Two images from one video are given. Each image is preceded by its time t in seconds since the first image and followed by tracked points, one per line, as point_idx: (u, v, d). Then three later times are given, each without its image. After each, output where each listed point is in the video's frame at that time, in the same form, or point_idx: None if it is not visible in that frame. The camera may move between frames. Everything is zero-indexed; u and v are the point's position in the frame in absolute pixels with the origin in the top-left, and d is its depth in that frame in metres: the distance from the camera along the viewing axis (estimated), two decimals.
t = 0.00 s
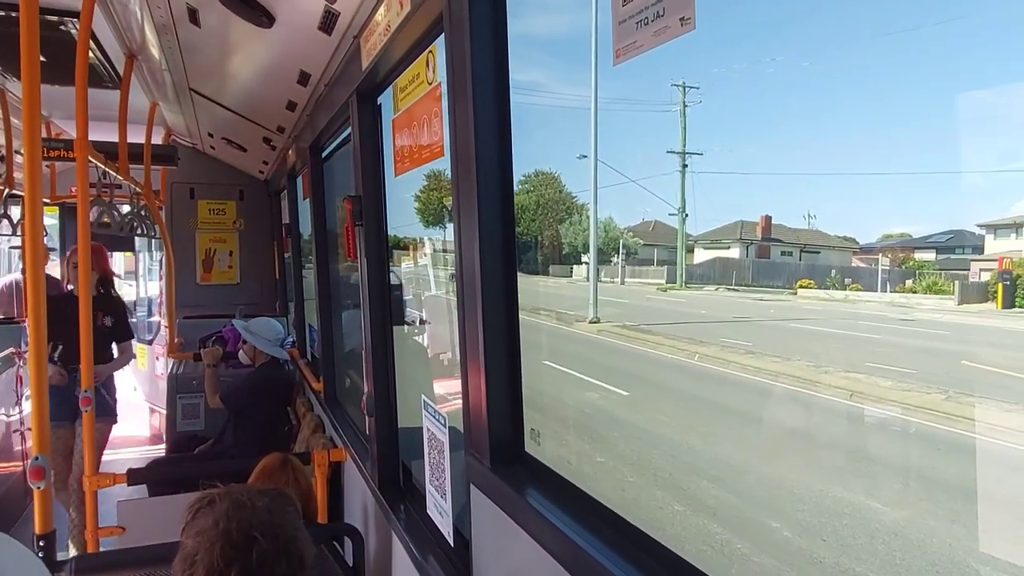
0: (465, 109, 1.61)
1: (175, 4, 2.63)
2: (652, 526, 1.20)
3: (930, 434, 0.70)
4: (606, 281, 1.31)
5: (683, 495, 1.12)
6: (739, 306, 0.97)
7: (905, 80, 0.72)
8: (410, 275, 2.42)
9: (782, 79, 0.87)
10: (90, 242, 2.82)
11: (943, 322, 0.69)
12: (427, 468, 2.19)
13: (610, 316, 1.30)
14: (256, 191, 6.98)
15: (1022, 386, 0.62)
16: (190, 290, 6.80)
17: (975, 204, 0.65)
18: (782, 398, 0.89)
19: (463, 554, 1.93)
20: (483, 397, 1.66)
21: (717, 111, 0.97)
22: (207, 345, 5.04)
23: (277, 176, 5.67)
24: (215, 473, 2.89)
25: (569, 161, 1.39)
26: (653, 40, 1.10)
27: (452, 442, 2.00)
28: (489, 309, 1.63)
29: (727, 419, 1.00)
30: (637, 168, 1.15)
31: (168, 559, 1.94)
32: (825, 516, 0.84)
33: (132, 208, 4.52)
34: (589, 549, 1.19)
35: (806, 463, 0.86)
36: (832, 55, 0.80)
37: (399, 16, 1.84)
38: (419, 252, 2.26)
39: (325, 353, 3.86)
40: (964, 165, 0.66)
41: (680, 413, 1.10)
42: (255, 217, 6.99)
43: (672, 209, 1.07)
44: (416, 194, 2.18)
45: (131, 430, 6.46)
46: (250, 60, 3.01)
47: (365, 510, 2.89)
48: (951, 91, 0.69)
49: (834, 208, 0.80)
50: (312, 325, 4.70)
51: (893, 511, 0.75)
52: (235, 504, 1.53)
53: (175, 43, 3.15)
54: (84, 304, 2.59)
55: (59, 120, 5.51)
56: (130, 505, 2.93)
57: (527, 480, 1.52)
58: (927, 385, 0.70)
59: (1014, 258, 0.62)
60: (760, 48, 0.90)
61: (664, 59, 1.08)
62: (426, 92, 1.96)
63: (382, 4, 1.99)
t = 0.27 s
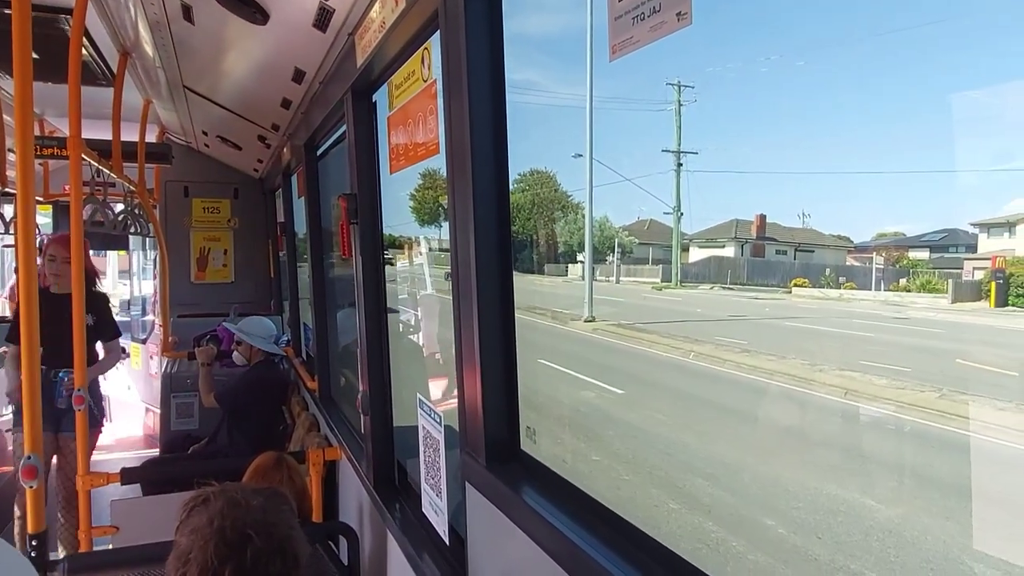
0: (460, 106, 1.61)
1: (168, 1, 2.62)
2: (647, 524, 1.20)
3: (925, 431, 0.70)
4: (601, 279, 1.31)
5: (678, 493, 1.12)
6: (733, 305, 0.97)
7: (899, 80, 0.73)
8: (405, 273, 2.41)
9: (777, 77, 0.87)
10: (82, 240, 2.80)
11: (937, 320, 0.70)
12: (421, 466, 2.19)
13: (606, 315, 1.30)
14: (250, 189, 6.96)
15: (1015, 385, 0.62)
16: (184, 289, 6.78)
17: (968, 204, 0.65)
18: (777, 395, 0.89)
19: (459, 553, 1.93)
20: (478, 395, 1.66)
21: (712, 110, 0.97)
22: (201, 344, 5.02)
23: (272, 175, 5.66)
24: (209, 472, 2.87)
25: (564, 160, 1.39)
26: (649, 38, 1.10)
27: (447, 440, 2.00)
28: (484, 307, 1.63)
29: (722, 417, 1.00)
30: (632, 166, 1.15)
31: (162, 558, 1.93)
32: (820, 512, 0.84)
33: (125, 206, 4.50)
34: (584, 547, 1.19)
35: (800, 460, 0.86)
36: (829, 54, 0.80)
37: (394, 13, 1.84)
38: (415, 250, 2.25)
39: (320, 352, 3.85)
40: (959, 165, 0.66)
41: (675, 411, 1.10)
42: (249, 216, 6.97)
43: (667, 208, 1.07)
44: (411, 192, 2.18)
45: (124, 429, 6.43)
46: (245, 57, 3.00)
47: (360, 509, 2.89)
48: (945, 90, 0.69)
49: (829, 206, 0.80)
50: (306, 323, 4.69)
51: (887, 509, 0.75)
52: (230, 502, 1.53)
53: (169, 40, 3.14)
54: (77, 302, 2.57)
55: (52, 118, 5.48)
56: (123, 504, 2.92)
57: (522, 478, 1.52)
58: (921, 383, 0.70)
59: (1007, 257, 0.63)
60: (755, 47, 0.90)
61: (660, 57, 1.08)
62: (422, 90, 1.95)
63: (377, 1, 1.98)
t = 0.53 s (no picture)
0: (454, 105, 1.61)
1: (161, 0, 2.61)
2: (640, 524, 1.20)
3: (916, 430, 0.71)
4: (595, 279, 1.31)
5: (672, 492, 1.12)
6: (727, 305, 0.97)
7: (892, 80, 0.73)
8: (398, 273, 2.41)
9: (770, 77, 0.87)
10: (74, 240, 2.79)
11: (929, 319, 0.70)
12: (415, 466, 2.19)
13: (601, 315, 1.30)
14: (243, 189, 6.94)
15: (1007, 383, 0.63)
16: (177, 289, 6.76)
17: (959, 204, 0.65)
18: (770, 395, 0.89)
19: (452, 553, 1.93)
20: (471, 394, 1.66)
21: (706, 110, 0.97)
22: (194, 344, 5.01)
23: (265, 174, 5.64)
24: (203, 473, 2.86)
25: (558, 159, 1.39)
26: (642, 37, 1.10)
27: (441, 440, 2.00)
28: (477, 307, 1.62)
29: (715, 417, 1.00)
30: (626, 166, 1.15)
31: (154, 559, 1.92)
32: (812, 511, 0.84)
33: (118, 205, 4.48)
34: (577, 547, 1.19)
35: (793, 459, 0.86)
36: (821, 54, 0.80)
37: (387, 12, 1.84)
38: (409, 250, 2.25)
39: (313, 352, 3.84)
40: (950, 165, 0.67)
41: (668, 411, 1.10)
42: (243, 215, 6.95)
43: (661, 207, 1.07)
44: (405, 192, 2.18)
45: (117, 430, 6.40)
46: (238, 56, 2.99)
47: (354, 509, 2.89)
48: (936, 89, 0.69)
49: (821, 206, 0.80)
50: (300, 323, 4.68)
51: (879, 507, 0.76)
52: (223, 503, 1.52)
53: (161, 39, 3.12)
54: (69, 302, 2.56)
55: (44, 117, 5.45)
56: (116, 504, 2.91)
57: (516, 478, 1.52)
58: (912, 381, 0.70)
59: (999, 256, 0.62)
60: (748, 47, 0.90)
61: (653, 56, 1.08)
62: (415, 89, 1.95)
63: None
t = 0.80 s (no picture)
0: (449, 104, 1.60)
1: None
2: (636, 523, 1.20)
3: (912, 430, 0.70)
4: (592, 278, 1.31)
5: (668, 491, 1.12)
6: (724, 304, 0.97)
7: (886, 79, 0.73)
8: (394, 272, 2.40)
9: (765, 76, 0.87)
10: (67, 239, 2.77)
11: (923, 318, 0.70)
12: (411, 465, 2.18)
13: (598, 315, 1.29)
14: (239, 188, 6.92)
15: (1002, 382, 0.63)
16: (173, 288, 6.74)
17: (955, 203, 0.65)
18: (765, 394, 0.89)
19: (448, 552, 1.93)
20: (467, 393, 1.66)
21: (702, 109, 0.97)
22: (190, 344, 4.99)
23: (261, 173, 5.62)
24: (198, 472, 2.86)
25: (554, 159, 1.39)
26: (638, 34, 1.10)
27: (437, 439, 1.99)
28: (473, 306, 1.62)
29: (711, 416, 1.00)
30: (622, 165, 1.15)
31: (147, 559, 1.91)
32: (808, 510, 0.84)
33: (113, 205, 4.46)
34: (572, 546, 1.19)
35: (789, 458, 0.86)
36: (816, 54, 0.80)
37: (382, 10, 1.83)
38: (405, 249, 2.24)
39: (309, 351, 3.83)
40: (946, 164, 0.66)
41: (665, 410, 1.10)
42: (238, 215, 6.93)
43: (657, 207, 1.07)
44: (401, 191, 2.17)
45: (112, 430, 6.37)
46: (232, 55, 2.98)
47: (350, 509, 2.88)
48: (932, 88, 0.69)
49: (817, 205, 0.80)
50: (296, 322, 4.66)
51: (875, 506, 0.76)
52: (217, 502, 1.52)
53: (156, 38, 3.11)
54: (63, 302, 2.55)
55: (38, 116, 5.43)
56: (110, 504, 2.90)
57: (512, 478, 1.52)
58: (908, 380, 0.70)
59: (994, 256, 0.63)
60: (744, 46, 0.90)
61: (649, 55, 1.08)
62: (410, 87, 1.95)
63: None
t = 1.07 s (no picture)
0: (445, 103, 1.60)
1: None
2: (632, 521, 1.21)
3: (905, 429, 0.71)
4: (587, 277, 1.31)
5: (663, 489, 1.12)
6: (718, 303, 0.97)
7: (880, 80, 0.73)
8: (390, 271, 2.40)
9: (761, 76, 0.87)
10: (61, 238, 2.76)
11: (917, 317, 0.71)
12: (407, 464, 2.18)
13: (594, 314, 1.29)
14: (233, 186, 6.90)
15: (995, 380, 0.63)
16: (166, 287, 6.71)
17: (949, 204, 0.66)
18: (761, 393, 0.90)
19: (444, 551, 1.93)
20: (463, 392, 1.66)
21: (697, 109, 0.97)
22: (184, 343, 4.98)
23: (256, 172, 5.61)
24: (192, 472, 2.85)
25: (551, 158, 1.39)
26: (634, 33, 1.11)
27: (433, 438, 2.00)
28: (468, 305, 1.63)
29: (706, 415, 1.00)
30: (618, 165, 1.15)
31: (143, 558, 1.91)
32: (802, 507, 0.85)
33: (107, 203, 4.45)
34: (569, 545, 1.19)
35: (784, 456, 0.87)
36: (812, 55, 0.80)
37: (379, 9, 1.83)
38: (401, 248, 2.24)
39: (304, 350, 3.82)
40: (939, 165, 0.67)
41: (660, 409, 1.11)
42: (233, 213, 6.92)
43: (653, 206, 1.08)
44: (398, 190, 2.17)
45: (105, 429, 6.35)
46: (228, 53, 2.97)
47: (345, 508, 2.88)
48: (925, 89, 0.69)
49: (812, 205, 0.80)
50: (290, 321, 4.66)
51: (868, 503, 0.76)
52: (212, 502, 1.52)
53: (150, 36, 3.10)
54: (57, 301, 2.54)
55: (31, 113, 5.40)
56: (104, 504, 2.89)
57: (508, 476, 1.53)
58: (902, 379, 0.71)
59: (986, 255, 0.63)
60: (740, 46, 0.90)
61: (646, 55, 1.09)
62: (407, 86, 1.94)
63: None
